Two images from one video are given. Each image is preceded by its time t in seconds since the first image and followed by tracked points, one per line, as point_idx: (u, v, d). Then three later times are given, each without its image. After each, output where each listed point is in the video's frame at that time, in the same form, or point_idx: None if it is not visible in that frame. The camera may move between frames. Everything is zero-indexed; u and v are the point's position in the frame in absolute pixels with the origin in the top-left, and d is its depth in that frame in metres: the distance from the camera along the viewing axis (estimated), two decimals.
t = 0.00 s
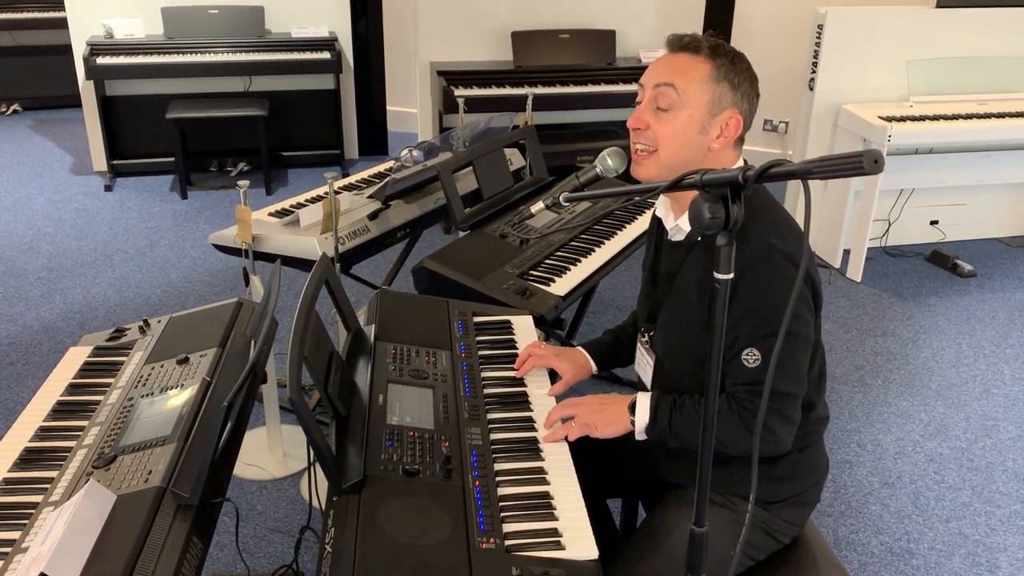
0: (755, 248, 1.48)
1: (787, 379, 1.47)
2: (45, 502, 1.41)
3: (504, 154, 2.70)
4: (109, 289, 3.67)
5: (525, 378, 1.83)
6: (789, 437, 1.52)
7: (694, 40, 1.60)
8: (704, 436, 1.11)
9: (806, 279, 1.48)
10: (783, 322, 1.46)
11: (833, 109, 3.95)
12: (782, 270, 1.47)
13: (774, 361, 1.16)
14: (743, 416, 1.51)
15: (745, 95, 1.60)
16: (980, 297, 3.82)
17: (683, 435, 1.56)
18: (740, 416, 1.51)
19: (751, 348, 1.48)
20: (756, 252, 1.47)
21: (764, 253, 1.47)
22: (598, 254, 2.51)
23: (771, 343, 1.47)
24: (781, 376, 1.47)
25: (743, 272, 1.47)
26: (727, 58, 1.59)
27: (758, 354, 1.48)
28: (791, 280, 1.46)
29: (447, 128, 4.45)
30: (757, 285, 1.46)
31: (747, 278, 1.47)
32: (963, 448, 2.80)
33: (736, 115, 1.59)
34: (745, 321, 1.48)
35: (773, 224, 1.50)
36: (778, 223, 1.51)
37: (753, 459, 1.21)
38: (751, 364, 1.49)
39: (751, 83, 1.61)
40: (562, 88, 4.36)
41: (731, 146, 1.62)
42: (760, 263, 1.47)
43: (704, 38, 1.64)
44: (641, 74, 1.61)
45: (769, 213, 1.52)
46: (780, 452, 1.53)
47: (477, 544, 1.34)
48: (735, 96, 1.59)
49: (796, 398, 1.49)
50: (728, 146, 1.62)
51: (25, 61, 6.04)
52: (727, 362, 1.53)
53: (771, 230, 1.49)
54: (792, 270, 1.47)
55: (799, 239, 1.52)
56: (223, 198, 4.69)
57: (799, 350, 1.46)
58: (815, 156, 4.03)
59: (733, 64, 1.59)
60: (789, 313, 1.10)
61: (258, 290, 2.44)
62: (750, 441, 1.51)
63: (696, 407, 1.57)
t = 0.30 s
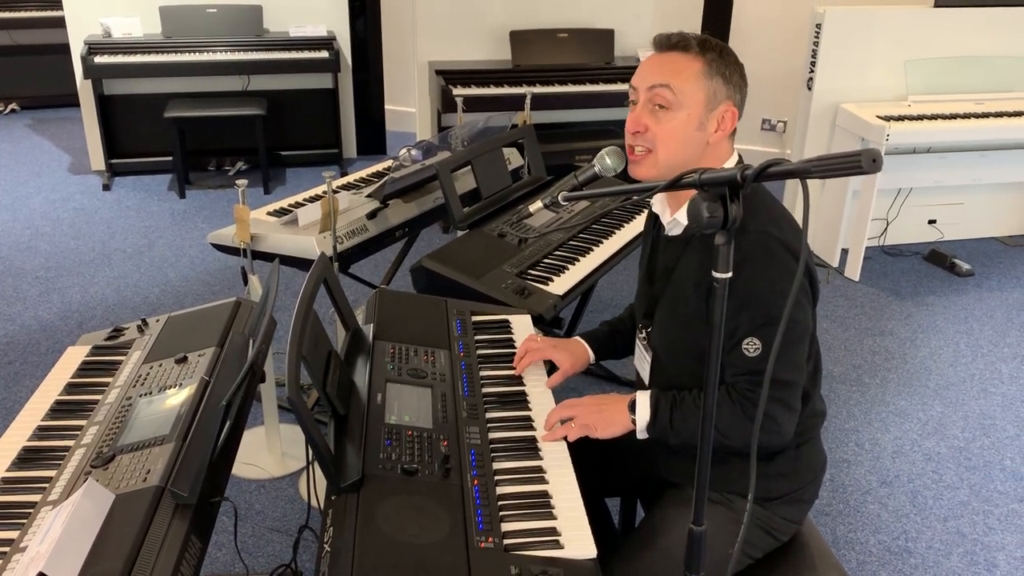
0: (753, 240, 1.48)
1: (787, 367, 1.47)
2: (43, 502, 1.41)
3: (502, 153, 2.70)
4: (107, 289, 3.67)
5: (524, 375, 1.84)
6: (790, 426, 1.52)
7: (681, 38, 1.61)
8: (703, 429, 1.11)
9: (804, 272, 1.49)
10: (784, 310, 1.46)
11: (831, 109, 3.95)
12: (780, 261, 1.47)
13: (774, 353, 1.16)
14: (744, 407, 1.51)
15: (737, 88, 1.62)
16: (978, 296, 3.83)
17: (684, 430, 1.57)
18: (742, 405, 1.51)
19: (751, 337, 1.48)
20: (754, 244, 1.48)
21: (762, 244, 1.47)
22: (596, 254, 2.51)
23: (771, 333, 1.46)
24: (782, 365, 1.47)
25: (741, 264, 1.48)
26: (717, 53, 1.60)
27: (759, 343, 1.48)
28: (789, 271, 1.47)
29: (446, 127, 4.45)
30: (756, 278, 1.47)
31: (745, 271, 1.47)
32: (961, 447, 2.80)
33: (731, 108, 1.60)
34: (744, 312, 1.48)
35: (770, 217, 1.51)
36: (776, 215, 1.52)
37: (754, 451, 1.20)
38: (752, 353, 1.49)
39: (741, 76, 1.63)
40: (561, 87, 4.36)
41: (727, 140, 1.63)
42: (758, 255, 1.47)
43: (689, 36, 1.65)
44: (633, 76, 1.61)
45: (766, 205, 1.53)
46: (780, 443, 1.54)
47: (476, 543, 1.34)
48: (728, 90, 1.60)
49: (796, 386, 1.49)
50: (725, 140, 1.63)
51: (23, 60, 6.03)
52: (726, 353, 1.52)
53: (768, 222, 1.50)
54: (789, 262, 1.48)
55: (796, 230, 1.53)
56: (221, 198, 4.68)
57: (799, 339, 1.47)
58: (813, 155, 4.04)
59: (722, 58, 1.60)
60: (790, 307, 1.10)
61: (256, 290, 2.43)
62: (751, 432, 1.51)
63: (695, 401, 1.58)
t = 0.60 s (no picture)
0: (748, 234, 1.48)
1: (783, 360, 1.48)
2: (41, 501, 1.41)
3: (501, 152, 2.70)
4: (105, 287, 3.66)
5: (522, 374, 1.83)
6: (786, 418, 1.52)
7: (676, 34, 1.61)
8: (701, 423, 1.11)
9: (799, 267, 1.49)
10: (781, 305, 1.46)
11: (829, 108, 3.95)
12: (775, 255, 1.47)
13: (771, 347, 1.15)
14: (742, 401, 1.51)
15: (732, 83, 1.62)
16: (976, 295, 3.83)
17: (681, 425, 1.57)
18: (739, 399, 1.51)
19: (747, 331, 1.48)
20: (748, 238, 1.48)
21: (756, 239, 1.47)
22: (595, 253, 2.50)
23: (766, 326, 1.47)
24: (780, 359, 1.47)
25: (737, 259, 1.48)
26: (711, 48, 1.60)
27: (754, 336, 1.48)
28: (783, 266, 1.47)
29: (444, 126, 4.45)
30: (752, 273, 1.47)
31: (741, 267, 1.47)
32: (958, 446, 2.81)
33: (727, 103, 1.61)
34: (740, 306, 1.47)
35: (764, 211, 1.51)
36: (769, 210, 1.52)
37: (752, 446, 1.19)
38: (747, 347, 1.49)
39: (734, 70, 1.63)
40: (559, 86, 4.36)
41: (724, 134, 1.64)
42: (754, 250, 1.47)
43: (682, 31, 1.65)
44: (629, 73, 1.60)
45: (759, 200, 1.53)
46: (777, 435, 1.54)
47: (474, 542, 1.34)
48: (724, 85, 1.61)
49: (792, 378, 1.49)
50: (721, 135, 1.63)
51: (22, 59, 6.03)
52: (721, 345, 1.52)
53: (763, 217, 1.51)
54: (784, 257, 1.48)
55: (790, 223, 1.53)
56: (219, 196, 4.68)
57: (795, 332, 1.47)
58: (811, 154, 4.04)
59: (717, 54, 1.60)
60: (788, 304, 1.10)
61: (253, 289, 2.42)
62: (750, 425, 1.51)
63: (692, 395, 1.58)
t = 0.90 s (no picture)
0: (743, 240, 1.48)
1: (778, 367, 1.48)
2: (39, 499, 1.41)
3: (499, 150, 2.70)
4: (102, 286, 3.66)
5: (524, 370, 1.84)
6: (782, 424, 1.52)
7: (681, 33, 1.61)
8: (698, 424, 1.11)
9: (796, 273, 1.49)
10: (777, 312, 1.46)
11: (827, 106, 3.96)
12: (772, 261, 1.47)
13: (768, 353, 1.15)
14: (735, 406, 1.51)
15: (734, 86, 1.62)
16: (973, 294, 3.84)
17: (677, 428, 1.57)
18: (733, 404, 1.51)
19: (741, 337, 1.48)
20: (744, 244, 1.48)
21: (751, 245, 1.47)
22: (593, 251, 2.51)
23: (761, 332, 1.47)
24: (775, 364, 1.47)
25: (732, 265, 1.48)
26: (715, 50, 1.60)
27: (748, 342, 1.48)
28: (779, 272, 1.47)
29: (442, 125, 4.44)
30: (748, 279, 1.46)
31: (738, 269, 1.47)
32: (956, 444, 2.81)
33: (727, 105, 1.60)
34: (736, 311, 1.47)
35: (761, 218, 1.51)
36: (766, 215, 1.52)
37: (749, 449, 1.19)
38: (742, 353, 1.49)
39: (738, 74, 1.62)
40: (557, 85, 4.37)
41: (723, 137, 1.63)
42: (751, 253, 1.47)
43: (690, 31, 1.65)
44: (632, 69, 1.61)
45: (757, 206, 1.53)
46: (772, 441, 1.54)
47: (472, 540, 1.34)
48: (725, 87, 1.60)
49: (788, 385, 1.49)
50: (721, 137, 1.63)
51: (19, 56, 6.02)
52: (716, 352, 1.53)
53: (759, 222, 1.50)
54: (781, 264, 1.48)
55: (787, 229, 1.53)
56: (217, 195, 4.68)
57: (790, 340, 1.47)
58: (809, 153, 4.04)
59: (720, 55, 1.60)
60: (785, 307, 1.10)
61: (252, 287, 2.43)
62: (746, 432, 1.52)
63: (689, 399, 1.58)
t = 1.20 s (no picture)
0: (746, 245, 1.48)
1: (774, 376, 1.48)
2: (37, 498, 1.41)
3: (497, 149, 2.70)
4: (100, 284, 3.66)
5: (522, 371, 1.84)
6: (775, 433, 1.52)
7: (683, 31, 1.60)
8: (697, 426, 1.11)
9: (797, 279, 1.49)
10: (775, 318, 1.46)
11: (825, 105, 3.96)
12: (775, 267, 1.47)
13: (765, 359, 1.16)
14: (730, 414, 1.51)
15: (730, 87, 1.56)
16: (971, 292, 3.84)
17: (670, 429, 1.57)
18: (727, 411, 1.51)
19: (738, 343, 1.49)
20: (746, 249, 1.48)
21: (754, 249, 1.47)
22: (591, 250, 2.51)
23: (759, 339, 1.47)
24: (771, 372, 1.47)
25: (733, 269, 1.48)
26: (712, 49, 1.56)
27: (744, 349, 1.48)
28: (781, 278, 1.47)
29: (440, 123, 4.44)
30: (748, 283, 1.47)
31: (738, 273, 1.47)
32: (954, 443, 2.81)
33: (718, 108, 1.56)
34: (735, 316, 1.48)
35: (765, 222, 1.51)
36: (771, 219, 1.52)
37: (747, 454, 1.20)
38: (738, 360, 1.49)
39: (738, 74, 1.56)
40: (555, 84, 4.37)
41: (718, 140, 1.60)
42: (751, 258, 1.47)
43: (699, 29, 1.62)
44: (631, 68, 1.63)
45: (761, 210, 1.53)
46: (766, 449, 1.54)
47: (471, 539, 1.34)
48: (717, 89, 1.56)
49: (783, 395, 1.49)
50: (714, 140, 1.59)
51: (16, 55, 6.01)
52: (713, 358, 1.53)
53: (763, 226, 1.50)
54: (783, 269, 1.47)
55: (790, 235, 1.53)
56: (215, 193, 4.68)
57: (787, 348, 1.47)
58: (807, 152, 4.04)
59: (718, 55, 1.56)
60: (783, 308, 1.10)
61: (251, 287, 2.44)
62: (740, 438, 1.52)
63: (686, 400, 1.58)
